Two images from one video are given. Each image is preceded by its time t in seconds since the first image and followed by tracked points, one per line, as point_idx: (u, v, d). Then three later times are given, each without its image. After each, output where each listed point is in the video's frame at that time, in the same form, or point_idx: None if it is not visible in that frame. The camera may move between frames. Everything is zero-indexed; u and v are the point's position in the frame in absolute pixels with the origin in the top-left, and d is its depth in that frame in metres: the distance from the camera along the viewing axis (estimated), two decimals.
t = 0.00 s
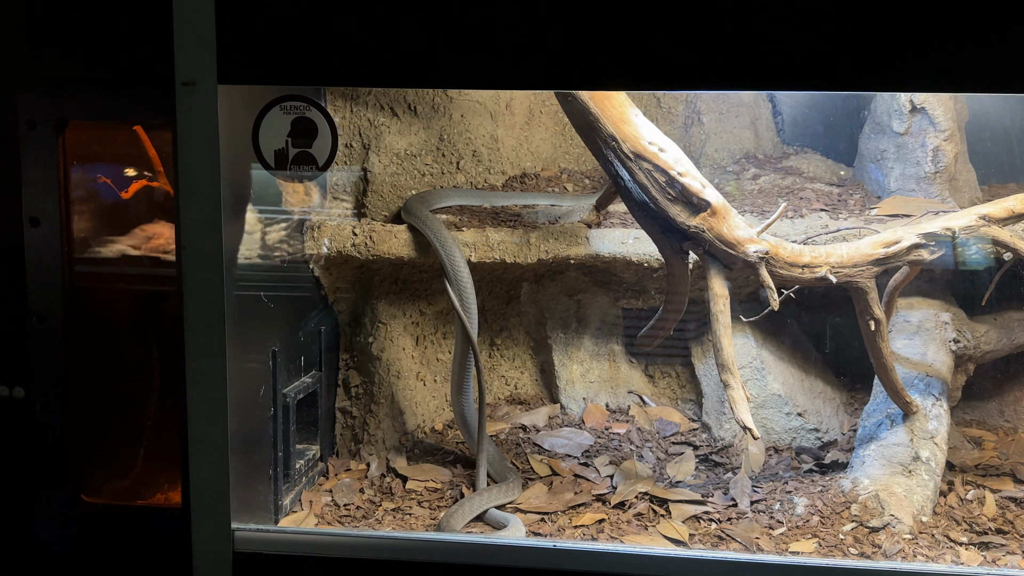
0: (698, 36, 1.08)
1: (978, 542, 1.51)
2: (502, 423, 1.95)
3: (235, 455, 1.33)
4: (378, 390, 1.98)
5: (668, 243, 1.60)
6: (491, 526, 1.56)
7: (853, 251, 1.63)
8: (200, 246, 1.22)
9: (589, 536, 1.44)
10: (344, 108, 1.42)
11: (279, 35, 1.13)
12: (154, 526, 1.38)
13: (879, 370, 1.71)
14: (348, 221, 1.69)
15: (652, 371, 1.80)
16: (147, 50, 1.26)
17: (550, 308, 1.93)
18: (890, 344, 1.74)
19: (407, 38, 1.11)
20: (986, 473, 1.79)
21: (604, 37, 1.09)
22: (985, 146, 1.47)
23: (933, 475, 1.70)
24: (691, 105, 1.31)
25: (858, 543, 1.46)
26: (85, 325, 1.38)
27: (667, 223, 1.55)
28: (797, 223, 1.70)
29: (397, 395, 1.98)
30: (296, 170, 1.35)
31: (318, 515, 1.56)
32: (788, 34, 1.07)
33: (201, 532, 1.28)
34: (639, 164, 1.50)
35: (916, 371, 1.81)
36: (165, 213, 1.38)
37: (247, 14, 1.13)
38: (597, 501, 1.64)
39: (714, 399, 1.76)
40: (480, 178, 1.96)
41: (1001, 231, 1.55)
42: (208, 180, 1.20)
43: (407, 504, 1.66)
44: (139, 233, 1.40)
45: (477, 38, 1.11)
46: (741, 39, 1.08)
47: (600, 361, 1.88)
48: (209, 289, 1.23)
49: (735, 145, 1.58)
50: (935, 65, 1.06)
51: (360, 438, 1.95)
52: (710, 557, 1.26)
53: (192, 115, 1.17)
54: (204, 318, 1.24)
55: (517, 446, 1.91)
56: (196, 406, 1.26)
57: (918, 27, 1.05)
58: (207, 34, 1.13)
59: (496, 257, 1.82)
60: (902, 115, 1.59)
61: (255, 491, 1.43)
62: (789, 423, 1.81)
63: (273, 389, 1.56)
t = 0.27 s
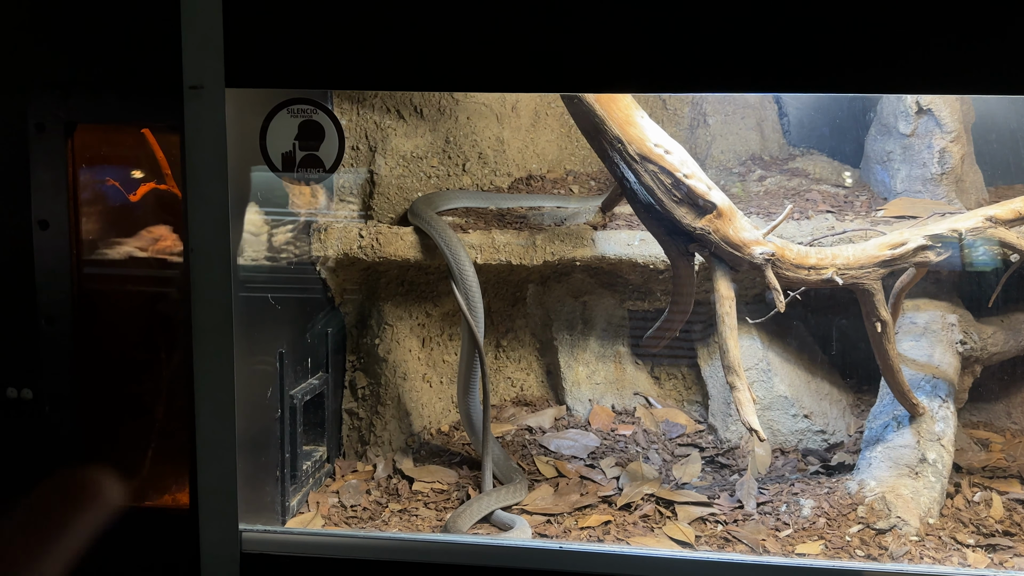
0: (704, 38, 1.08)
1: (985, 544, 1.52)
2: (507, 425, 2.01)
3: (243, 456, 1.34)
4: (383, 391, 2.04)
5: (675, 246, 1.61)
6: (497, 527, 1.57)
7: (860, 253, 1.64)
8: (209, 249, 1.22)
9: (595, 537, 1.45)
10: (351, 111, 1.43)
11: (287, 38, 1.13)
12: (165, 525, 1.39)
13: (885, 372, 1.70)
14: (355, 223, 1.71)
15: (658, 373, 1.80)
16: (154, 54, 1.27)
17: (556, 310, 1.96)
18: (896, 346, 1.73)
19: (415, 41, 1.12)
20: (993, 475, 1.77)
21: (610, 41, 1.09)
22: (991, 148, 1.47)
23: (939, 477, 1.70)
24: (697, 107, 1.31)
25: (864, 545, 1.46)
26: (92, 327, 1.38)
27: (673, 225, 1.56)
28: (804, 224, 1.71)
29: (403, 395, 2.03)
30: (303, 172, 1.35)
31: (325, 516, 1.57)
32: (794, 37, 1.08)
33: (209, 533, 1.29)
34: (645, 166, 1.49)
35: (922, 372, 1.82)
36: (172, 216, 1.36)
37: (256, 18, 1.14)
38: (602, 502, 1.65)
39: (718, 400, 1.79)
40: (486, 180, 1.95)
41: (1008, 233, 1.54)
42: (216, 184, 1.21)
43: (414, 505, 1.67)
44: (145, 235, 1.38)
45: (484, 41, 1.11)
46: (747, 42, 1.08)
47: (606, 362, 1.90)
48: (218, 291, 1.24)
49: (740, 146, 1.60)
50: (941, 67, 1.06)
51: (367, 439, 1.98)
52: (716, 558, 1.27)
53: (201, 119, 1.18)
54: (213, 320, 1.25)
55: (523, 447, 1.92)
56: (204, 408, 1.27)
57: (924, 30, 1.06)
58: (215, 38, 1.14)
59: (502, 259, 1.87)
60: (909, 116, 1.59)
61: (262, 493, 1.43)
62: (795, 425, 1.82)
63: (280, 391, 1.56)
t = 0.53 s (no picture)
0: (705, 43, 1.09)
1: (988, 546, 1.52)
2: (512, 427, 2.03)
3: (249, 458, 1.35)
4: (389, 393, 2.04)
5: (678, 249, 1.61)
6: (501, 529, 1.58)
7: (861, 256, 1.64)
8: (214, 254, 1.23)
9: (598, 538, 1.46)
10: (356, 116, 1.46)
11: (292, 45, 1.15)
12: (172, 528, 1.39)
13: (887, 372, 1.76)
14: (360, 226, 1.72)
15: (662, 376, 1.85)
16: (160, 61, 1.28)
17: (561, 313, 2.00)
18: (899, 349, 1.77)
19: (418, 48, 1.13)
20: (997, 478, 1.79)
21: (615, 45, 1.10)
22: (994, 151, 1.47)
23: (942, 479, 1.70)
24: (700, 110, 1.32)
25: (867, 547, 1.47)
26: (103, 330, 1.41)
27: (675, 227, 1.56)
28: (807, 226, 1.70)
29: (408, 398, 2.05)
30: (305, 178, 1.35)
31: (331, 517, 1.58)
32: (795, 41, 1.08)
33: (215, 535, 1.30)
34: (646, 170, 1.50)
35: (926, 375, 1.84)
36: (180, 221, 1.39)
37: (261, 25, 1.16)
38: (606, 504, 1.66)
39: (722, 403, 1.79)
40: (491, 183, 2.06)
41: (1010, 235, 1.53)
42: (222, 188, 1.22)
43: (419, 506, 1.68)
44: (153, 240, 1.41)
45: (486, 47, 1.12)
46: (747, 46, 1.09)
47: (611, 364, 1.96)
48: (223, 295, 1.25)
49: (745, 149, 1.70)
50: (945, 70, 1.07)
51: (373, 441, 2.00)
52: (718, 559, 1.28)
53: (207, 125, 1.19)
54: (219, 323, 1.26)
55: (528, 449, 1.95)
56: (210, 411, 1.29)
57: (929, 34, 1.06)
58: (221, 45, 1.15)
59: (505, 263, 1.87)
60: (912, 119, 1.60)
61: (268, 494, 1.45)
62: (799, 427, 1.82)
63: (286, 392, 1.59)
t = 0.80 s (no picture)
0: (694, 45, 1.10)
1: (980, 545, 1.52)
2: (508, 427, 2.03)
3: (242, 458, 1.36)
4: (386, 393, 2.07)
5: (669, 249, 1.63)
6: (495, 527, 1.58)
7: (852, 256, 1.64)
8: (208, 254, 1.24)
9: (591, 537, 1.47)
10: (351, 117, 1.52)
11: (286, 48, 1.16)
12: (169, 526, 1.41)
13: (880, 371, 1.77)
14: (354, 226, 1.71)
15: (659, 376, 1.92)
16: (155, 63, 1.29)
17: (557, 313, 2.04)
18: (891, 348, 1.78)
19: (410, 50, 1.14)
20: (993, 477, 1.79)
21: (604, 46, 1.11)
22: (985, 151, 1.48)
23: (935, 478, 1.70)
24: (697, 111, 1.33)
25: (858, 546, 1.47)
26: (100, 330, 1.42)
27: (667, 228, 1.58)
28: (801, 226, 1.73)
29: (404, 398, 2.07)
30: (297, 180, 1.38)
31: (326, 516, 1.60)
32: (783, 42, 1.09)
33: (209, 533, 1.31)
34: (638, 171, 1.51)
35: (919, 375, 1.83)
36: (177, 222, 1.41)
37: (255, 28, 1.17)
38: (600, 503, 1.66)
39: (718, 402, 1.82)
40: (487, 184, 2.07)
41: (1001, 234, 1.57)
42: (216, 190, 1.23)
43: (414, 506, 1.69)
44: (149, 242, 1.42)
45: (477, 49, 1.13)
46: (736, 47, 1.09)
47: (606, 365, 2.03)
48: (217, 296, 1.26)
49: (740, 150, 1.72)
50: (932, 71, 1.07)
51: (369, 441, 2.01)
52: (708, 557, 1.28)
53: (200, 126, 1.20)
54: (213, 323, 1.27)
55: (523, 449, 1.95)
56: (204, 410, 1.29)
57: (917, 35, 1.07)
58: (215, 48, 1.16)
59: (499, 263, 1.88)
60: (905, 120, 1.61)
61: (263, 493, 1.46)
62: (794, 427, 1.85)
63: (281, 393, 1.60)
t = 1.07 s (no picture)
0: (679, 43, 1.09)
1: (970, 544, 1.52)
2: (500, 427, 2.03)
3: (230, 457, 1.36)
4: (377, 393, 2.05)
5: (657, 247, 1.65)
6: (485, 526, 1.58)
7: (841, 254, 1.63)
8: (193, 254, 1.24)
9: (580, 537, 1.46)
10: (343, 117, 1.54)
11: (271, 47, 1.16)
12: (155, 526, 1.40)
13: (872, 373, 1.78)
14: (345, 225, 1.70)
15: (652, 375, 1.94)
16: (142, 63, 1.29)
17: (550, 312, 2.04)
18: (881, 347, 1.78)
19: (395, 49, 1.14)
20: (985, 476, 1.78)
21: (590, 45, 1.11)
22: (975, 150, 1.47)
23: (926, 478, 1.69)
24: (689, 110, 1.33)
25: (848, 545, 1.47)
26: (89, 330, 1.42)
27: (654, 226, 1.58)
28: (791, 226, 1.73)
29: (396, 398, 2.05)
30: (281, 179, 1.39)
31: (316, 515, 1.60)
32: (768, 41, 1.09)
33: (195, 533, 1.31)
34: (626, 170, 1.52)
35: (910, 374, 1.83)
36: (164, 223, 1.42)
37: (240, 28, 1.17)
38: (591, 503, 1.66)
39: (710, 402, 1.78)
40: (479, 183, 2.09)
41: (990, 234, 1.56)
42: (202, 190, 1.23)
43: (404, 505, 1.69)
44: (137, 242, 1.43)
45: (462, 48, 1.13)
46: (721, 46, 1.09)
47: (600, 364, 2.04)
48: (202, 295, 1.26)
49: (733, 149, 1.73)
50: (919, 69, 1.07)
51: (361, 440, 2.01)
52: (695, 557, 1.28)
53: (185, 126, 1.20)
54: (199, 323, 1.27)
55: (516, 449, 1.95)
56: (191, 410, 1.29)
57: (905, 34, 1.06)
58: (200, 47, 1.16)
59: (490, 262, 1.87)
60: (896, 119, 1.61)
61: (251, 492, 1.46)
62: (787, 426, 1.85)
63: (270, 392, 1.59)
